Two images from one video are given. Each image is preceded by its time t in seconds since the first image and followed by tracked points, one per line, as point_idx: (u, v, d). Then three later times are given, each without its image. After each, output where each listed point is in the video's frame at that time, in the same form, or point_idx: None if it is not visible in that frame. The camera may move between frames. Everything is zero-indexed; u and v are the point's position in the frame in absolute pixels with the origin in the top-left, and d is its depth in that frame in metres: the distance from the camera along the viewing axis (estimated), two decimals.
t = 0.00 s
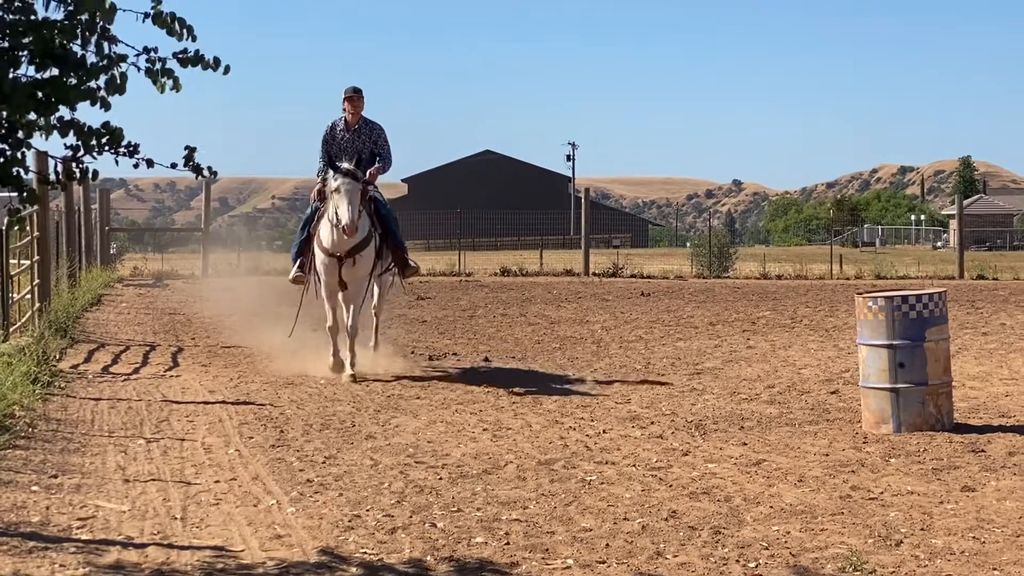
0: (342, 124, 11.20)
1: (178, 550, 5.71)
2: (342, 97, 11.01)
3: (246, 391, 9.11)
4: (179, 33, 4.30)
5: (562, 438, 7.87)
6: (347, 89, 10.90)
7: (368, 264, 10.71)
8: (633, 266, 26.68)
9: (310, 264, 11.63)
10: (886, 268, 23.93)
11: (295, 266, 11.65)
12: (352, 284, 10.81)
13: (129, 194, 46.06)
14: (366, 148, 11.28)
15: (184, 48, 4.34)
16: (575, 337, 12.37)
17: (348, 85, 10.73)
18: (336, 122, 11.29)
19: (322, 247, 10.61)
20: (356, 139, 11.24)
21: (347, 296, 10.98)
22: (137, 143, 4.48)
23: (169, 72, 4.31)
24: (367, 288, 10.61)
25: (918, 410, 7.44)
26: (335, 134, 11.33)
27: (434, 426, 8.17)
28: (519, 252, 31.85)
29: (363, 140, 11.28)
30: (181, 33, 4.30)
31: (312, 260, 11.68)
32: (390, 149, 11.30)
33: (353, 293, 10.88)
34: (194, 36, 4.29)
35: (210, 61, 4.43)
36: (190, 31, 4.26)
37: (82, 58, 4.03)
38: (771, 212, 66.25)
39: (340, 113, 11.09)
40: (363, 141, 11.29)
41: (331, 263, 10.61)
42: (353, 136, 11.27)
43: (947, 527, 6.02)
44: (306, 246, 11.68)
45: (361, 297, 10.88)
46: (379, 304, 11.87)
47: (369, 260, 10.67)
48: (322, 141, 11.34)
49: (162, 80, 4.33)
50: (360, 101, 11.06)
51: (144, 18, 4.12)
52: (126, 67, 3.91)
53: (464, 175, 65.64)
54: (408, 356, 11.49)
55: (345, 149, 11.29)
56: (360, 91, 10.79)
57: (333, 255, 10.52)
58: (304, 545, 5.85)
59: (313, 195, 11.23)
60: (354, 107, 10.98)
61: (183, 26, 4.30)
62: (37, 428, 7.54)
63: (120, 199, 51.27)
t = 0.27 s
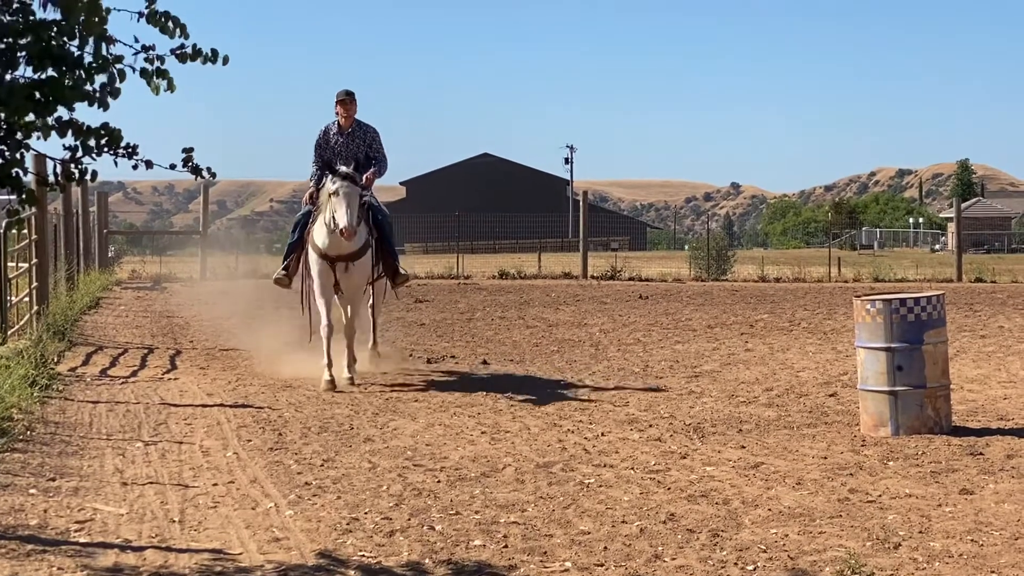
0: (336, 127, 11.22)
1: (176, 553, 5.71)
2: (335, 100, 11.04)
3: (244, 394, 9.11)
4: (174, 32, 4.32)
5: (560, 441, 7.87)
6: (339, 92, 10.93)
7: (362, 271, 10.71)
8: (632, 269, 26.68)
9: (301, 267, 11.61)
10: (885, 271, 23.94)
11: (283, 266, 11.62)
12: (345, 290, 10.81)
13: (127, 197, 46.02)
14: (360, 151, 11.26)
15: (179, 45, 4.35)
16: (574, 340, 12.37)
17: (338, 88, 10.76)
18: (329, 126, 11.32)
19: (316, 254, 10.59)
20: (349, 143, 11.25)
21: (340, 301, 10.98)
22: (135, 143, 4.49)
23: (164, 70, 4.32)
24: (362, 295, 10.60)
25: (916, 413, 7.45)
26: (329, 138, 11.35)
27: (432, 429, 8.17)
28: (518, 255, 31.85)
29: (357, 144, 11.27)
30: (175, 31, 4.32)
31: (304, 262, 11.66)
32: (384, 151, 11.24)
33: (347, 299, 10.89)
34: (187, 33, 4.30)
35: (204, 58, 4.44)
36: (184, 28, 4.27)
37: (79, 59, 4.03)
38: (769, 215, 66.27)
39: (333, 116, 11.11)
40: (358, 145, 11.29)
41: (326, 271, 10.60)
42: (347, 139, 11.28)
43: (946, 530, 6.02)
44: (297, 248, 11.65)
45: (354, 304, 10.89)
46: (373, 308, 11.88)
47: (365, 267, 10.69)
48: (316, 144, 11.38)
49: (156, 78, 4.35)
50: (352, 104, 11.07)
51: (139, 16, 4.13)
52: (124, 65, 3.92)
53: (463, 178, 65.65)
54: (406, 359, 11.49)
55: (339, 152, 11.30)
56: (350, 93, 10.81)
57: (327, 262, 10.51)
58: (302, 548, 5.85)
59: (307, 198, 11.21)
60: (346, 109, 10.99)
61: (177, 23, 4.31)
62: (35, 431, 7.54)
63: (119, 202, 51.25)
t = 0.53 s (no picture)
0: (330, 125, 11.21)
1: (175, 555, 5.71)
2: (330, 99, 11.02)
3: (243, 397, 9.11)
4: (172, 34, 4.32)
5: (559, 443, 7.87)
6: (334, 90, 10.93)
7: (358, 275, 10.70)
8: (631, 271, 26.68)
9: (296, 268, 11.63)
10: (883, 273, 23.94)
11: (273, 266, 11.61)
12: (340, 293, 10.82)
13: (125, 199, 46.00)
14: (356, 149, 11.27)
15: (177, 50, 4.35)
16: (572, 342, 12.37)
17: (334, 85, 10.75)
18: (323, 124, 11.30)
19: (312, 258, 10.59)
20: (345, 141, 11.25)
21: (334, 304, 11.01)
22: (134, 144, 4.49)
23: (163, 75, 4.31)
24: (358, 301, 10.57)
25: (915, 415, 7.45)
26: (323, 136, 11.33)
27: (431, 431, 8.17)
28: (517, 257, 31.85)
29: (353, 142, 11.28)
30: (174, 35, 4.31)
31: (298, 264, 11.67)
32: (380, 149, 11.27)
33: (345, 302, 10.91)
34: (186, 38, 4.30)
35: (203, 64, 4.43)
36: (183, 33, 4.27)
37: (77, 61, 4.03)
38: (768, 217, 66.31)
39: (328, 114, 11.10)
40: (354, 143, 11.29)
41: (322, 275, 10.61)
42: (342, 137, 11.27)
43: (944, 532, 6.02)
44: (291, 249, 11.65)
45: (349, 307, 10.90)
46: (369, 310, 11.89)
47: (361, 270, 10.69)
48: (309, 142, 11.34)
49: (155, 82, 4.35)
50: (347, 102, 11.06)
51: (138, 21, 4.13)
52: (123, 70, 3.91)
53: (462, 180, 65.64)
54: (404, 361, 11.50)
55: (334, 151, 11.30)
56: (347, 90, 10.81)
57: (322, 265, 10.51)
58: (301, 550, 5.85)
59: (302, 199, 11.18)
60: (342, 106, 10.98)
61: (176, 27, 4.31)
62: (33, 433, 7.54)
63: (117, 204, 51.23)
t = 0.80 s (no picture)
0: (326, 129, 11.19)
1: (173, 556, 5.71)
2: (325, 103, 11.00)
3: (241, 398, 9.11)
4: (175, 42, 4.30)
5: (557, 445, 7.87)
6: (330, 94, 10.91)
7: (353, 278, 10.67)
8: (629, 273, 26.69)
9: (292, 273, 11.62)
10: (881, 275, 23.95)
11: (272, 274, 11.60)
12: (336, 296, 10.79)
13: (123, 200, 45.98)
14: (352, 152, 11.27)
15: (179, 57, 4.34)
16: (571, 344, 12.37)
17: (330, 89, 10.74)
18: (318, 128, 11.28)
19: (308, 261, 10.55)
20: (341, 144, 11.24)
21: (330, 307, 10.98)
22: (132, 149, 4.48)
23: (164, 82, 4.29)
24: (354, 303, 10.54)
25: (913, 417, 7.45)
26: (319, 140, 11.31)
27: (429, 433, 8.17)
28: (515, 259, 31.87)
29: (350, 145, 11.28)
30: (177, 43, 4.31)
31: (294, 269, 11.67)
32: (378, 152, 11.28)
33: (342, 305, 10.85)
34: (189, 46, 4.28)
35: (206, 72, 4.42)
36: (185, 40, 4.26)
37: (76, 65, 4.02)
38: (766, 218, 66.34)
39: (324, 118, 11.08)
40: (350, 146, 11.29)
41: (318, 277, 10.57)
42: (338, 140, 11.26)
43: (943, 534, 6.02)
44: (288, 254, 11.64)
45: (346, 310, 10.87)
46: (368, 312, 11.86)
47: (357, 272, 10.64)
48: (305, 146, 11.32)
49: (157, 90, 4.33)
50: (343, 105, 11.05)
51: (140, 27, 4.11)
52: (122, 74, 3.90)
53: (461, 181, 65.65)
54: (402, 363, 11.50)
55: (330, 155, 11.29)
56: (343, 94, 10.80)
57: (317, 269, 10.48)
58: (299, 552, 5.85)
59: (298, 204, 11.17)
60: (338, 110, 10.97)
61: (180, 35, 4.30)
62: (32, 434, 7.53)
63: (115, 206, 51.23)
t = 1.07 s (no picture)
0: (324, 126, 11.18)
1: (173, 557, 5.71)
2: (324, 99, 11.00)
3: (241, 399, 9.11)
4: (177, 46, 4.31)
5: (557, 445, 7.88)
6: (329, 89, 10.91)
7: (356, 278, 10.65)
8: (629, 274, 26.71)
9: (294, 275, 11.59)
10: (881, 276, 23.95)
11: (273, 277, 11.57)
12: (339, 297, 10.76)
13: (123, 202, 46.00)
14: (351, 148, 11.28)
15: (180, 61, 4.34)
16: (571, 345, 12.38)
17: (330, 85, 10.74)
18: (316, 124, 11.27)
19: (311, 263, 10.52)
20: (340, 140, 11.24)
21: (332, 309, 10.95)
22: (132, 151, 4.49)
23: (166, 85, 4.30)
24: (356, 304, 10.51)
25: (913, 418, 7.45)
26: (317, 136, 11.29)
27: (429, 434, 8.17)
28: (515, 260, 31.88)
29: (348, 141, 11.29)
30: (180, 47, 4.32)
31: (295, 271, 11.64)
32: (377, 147, 11.31)
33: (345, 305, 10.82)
34: (192, 51, 4.29)
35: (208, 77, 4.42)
36: (188, 45, 4.27)
37: (77, 66, 4.02)
38: (766, 220, 66.36)
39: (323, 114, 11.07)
40: (349, 142, 11.30)
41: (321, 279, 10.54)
42: (337, 137, 11.26)
43: (943, 534, 6.03)
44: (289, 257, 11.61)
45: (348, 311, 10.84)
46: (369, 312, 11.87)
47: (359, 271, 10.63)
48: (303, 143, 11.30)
49: (159, 94, 4.33)
50: (342, 103, 11.05)
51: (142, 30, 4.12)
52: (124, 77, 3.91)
53: (460, 182, 65.67)
54: (402, 363, 11.52)
55: (329, 151, 11.28)
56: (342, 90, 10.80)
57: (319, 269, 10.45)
58: (298, 553, 5.86)
59: (297, 202, 11.15)
60: (336, 106, 10.96)
61: (183, 40, 4.31)
62: (32, 435, 7.53)
63: (115, 208, 51.25)
